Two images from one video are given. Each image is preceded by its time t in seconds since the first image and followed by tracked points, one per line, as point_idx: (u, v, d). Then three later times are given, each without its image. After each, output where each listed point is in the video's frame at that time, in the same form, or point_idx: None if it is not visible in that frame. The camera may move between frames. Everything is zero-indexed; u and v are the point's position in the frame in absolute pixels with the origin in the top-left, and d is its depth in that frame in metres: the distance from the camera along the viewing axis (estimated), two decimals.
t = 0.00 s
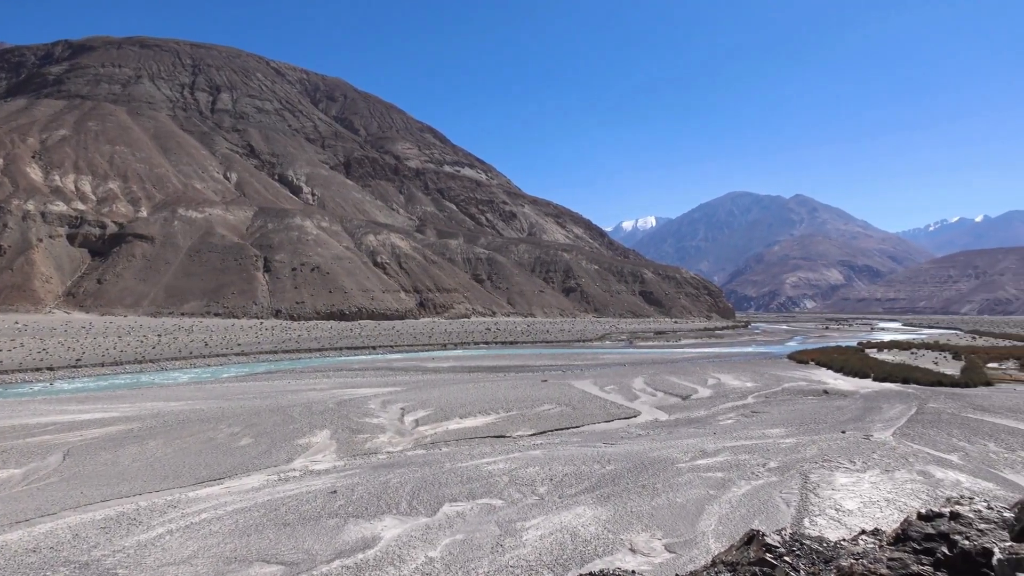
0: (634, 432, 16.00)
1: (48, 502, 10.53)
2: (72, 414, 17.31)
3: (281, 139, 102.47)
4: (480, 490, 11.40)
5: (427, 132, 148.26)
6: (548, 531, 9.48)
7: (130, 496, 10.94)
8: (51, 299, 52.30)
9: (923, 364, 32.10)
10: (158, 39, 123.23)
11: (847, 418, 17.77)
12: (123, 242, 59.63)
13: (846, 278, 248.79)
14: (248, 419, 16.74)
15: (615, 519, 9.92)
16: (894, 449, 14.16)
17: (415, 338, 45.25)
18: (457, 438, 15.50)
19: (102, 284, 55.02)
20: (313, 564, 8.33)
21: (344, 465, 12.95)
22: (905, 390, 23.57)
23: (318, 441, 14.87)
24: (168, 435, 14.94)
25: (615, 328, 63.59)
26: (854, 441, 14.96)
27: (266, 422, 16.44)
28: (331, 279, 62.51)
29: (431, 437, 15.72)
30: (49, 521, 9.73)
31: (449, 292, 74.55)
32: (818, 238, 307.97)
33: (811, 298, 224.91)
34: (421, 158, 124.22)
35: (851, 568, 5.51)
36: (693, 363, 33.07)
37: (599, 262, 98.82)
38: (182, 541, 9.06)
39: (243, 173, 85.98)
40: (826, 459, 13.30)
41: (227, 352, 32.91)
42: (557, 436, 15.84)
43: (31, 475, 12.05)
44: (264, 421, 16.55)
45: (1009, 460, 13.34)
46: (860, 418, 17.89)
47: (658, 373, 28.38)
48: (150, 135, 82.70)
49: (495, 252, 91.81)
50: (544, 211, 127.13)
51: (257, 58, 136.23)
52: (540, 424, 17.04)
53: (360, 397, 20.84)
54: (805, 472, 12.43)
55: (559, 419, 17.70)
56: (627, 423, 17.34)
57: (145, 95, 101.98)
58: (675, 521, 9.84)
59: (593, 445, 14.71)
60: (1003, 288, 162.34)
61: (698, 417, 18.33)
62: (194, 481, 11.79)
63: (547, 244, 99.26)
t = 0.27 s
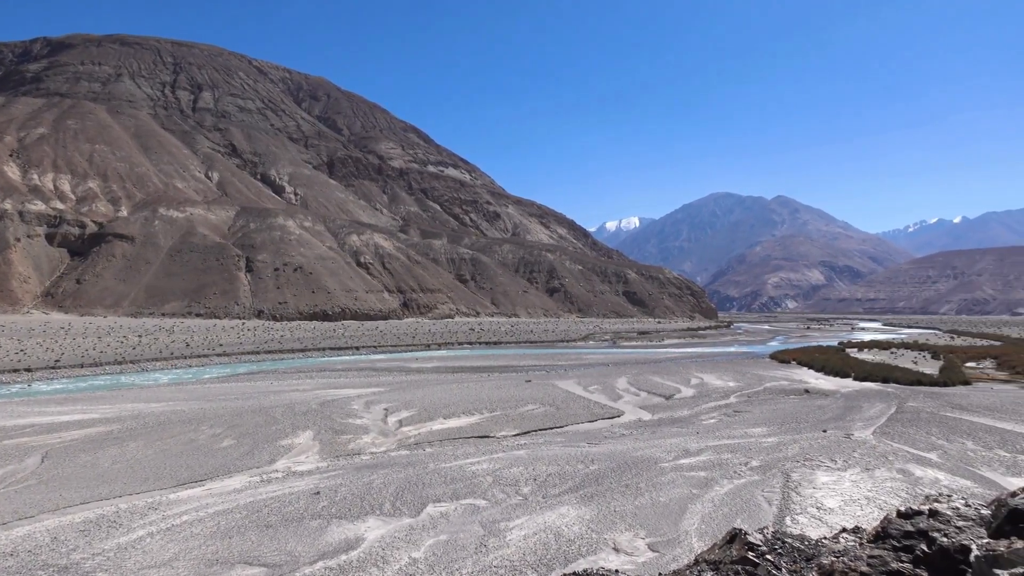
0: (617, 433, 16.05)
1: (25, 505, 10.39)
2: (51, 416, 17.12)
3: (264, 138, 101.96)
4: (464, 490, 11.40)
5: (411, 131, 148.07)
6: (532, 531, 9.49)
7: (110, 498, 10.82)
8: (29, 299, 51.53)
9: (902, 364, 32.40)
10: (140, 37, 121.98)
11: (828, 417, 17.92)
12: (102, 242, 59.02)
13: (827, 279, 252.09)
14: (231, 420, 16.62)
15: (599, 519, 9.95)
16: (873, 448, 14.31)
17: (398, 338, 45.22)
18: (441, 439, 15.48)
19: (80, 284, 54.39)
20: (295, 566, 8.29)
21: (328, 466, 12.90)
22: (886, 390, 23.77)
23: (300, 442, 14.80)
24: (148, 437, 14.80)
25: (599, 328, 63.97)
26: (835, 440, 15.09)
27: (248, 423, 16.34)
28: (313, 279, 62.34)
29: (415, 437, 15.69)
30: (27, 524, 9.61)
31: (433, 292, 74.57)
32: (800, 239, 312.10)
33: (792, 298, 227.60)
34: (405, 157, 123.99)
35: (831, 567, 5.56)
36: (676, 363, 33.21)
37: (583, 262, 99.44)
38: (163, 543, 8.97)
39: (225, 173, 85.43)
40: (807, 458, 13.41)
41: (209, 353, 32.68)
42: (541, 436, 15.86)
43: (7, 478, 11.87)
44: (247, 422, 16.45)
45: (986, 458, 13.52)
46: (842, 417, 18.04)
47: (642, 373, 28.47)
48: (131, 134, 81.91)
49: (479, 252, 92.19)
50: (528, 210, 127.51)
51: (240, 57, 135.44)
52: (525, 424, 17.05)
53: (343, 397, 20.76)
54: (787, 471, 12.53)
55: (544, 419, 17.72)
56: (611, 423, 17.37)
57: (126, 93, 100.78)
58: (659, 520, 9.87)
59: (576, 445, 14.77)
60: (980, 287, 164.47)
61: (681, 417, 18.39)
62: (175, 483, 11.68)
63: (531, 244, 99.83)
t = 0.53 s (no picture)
0: (601, 433, 16.10)
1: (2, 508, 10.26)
2: (29, 418, 16.90)
3: (247, 137, 101.34)
4: (449, 490, 11.39)
5: (395, 130, 147.69)
6: (517, 531, 9.50)
7: (90, 500, 10.71)
8: (7, 299, 50.82)
9: (884, 364, 32.71)
10: (120, 35, 120.62)
11: (810, 417, 18.09)
12: (82, 242, 58.40)
13: (809, 279, 254.89)
14: (213, 421, 16.51)
15: (584, 519, 9.96)
16: (854, 446, 14.46)
17: (383, 338, 45.19)
18: (426, 439, 15.45)
19: (60, 284, 53.78)
20: (279, 568, 8.25)
21: (311, 467, 12.86)
22: (867, 389, 23.98)
23: (284, 443, 14.72)
24: (129, 439, 14.67)
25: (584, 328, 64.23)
26: (817, 439, 15.22)
27: (231, 424, 16.23)
28: (297, 279, 62.06)
29: (399, 438, 15.67)
30: (4, 528, 9.50)
31: (418, 292, 74.50)
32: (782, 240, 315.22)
33: (775, 298, 229.64)
34: (389, 157, 123.63)
35: (814, 564, 5.59)
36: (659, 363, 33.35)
37: (568, 262, 99.79)
38: (145, 546, 8.90)
39: (208, 172, 84.80)
40: (789, 457, 13.52)
41: (190, 354, 32.42)
42: (525, 436, 15.88)
43: None
44: (230, 424, 16.34)
45: (965, 456, 13.67)
46: (823, 416, 18.19)
47: (626, 373, 28.57)
48: (112, 132, 81.00)
49: (464, 252, 92.27)
50: (513, 210, 127.68)
51: (223, 55, 134.44)
52: (510, 424, 17.08)
53: (327, 398, 20.67)
54: (770, 470, 12.63)
55: (529, 419, 17.75)
56: (596, 423, 17.42)
57: (107, 91, 99.57)
58: (643, 520, 9.92)
59: (561, 445, 14.81)
60: (959, 287, 166.72)
61: (665, 417, 18.46)
62: (157, 485, 11.59)
63: (516, 244, 100.02)
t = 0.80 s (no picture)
0: (586, 432, 16.13)
1: None
2: (8, 419, 16.69)
3: (230, 136, 100.69)
4: (434, 491, 11.37)
5: (380, 130, 147.32)
6: (502, 531, 9.50)
7: (70, 503, 10.60)
8: None
9: (867, 363, 33.04)
10: (102, 32, 119.29)
11: (793, 416, 18.21)
12: (63, 241, 57.83)
13: (793, 279, 257.37)
14: (196, 422, 16.39)
15: (569, 519, 9.97)
16: (837, 445, 14.57)
17: (368, 338, 45.10)
18: (411, 439, 15.41)
19: (41, 284, 53.23)
20: (262, 570, 8.20)
21: (296, 468, 12.79)
22: (850, 388, 24.18)
23: (268, 444, 14.65)
24: (111, 440, 14.55)
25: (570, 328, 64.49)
26: (800, 438, 15.33)
27: (214, 425, 16.12)
28: (281, 279, 61.74)
29: (384, 438, 15.63)
30: None
31: (403, 293, 74.37)
32: (766, 241, 318.45)
33: (759, 298, 231.65)
34: (374, 157, 123.26)
35: (796, 562, 5.64)
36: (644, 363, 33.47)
37: (553, 263, 100.23)
38: (127, 548, 8.83)
39: (191, 171, 84.19)
40: (773, 456, 13.60)
41: (173, 354, 32.17)
42: (510, 436, 15.87)
43: None
44: (213, 425, 16.22)
45: (945, 454, 13.82)
46: (806, 416, 18.32)
47: (611, 373, 28.63)
48: (93, 131, 80.09)
49: (449, 252, 92.26)
50: (498, 211, 127.82)
51: (206, 54, 133.51)
52: (495, 425, 17.09)
53: (311, 398, 20.61)
54: (753, 469, 12.70)
55: (514, 419, 17.77)
56: (581, 423, 17.45)
57: (89, 89, 98.39)
58: (627, 519, 9.94)
59: (546, 445, 14.82)
60: (940, 287, 169.02)
61: (649, 416, 18.50)
62: (140, 487, 11.50)
63: (501, 244, 100.23)
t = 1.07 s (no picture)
0: (573, 432, 16.17)
1: None
2: None
3: (214, 135, 100.07)
4: (420, 492, 11.35)
5: (366, 130, 147.08)
6: (488, 531, 9.51)
7: (53, 505, 10.51)
8: None
9: (851, 363, 33.38)
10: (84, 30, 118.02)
11: (778, 415, 18.34)
12: (45, 241, 57.27)
13: (777, 279, 260.22)
14: (181, 423, 16.30)
15: (556, 519, 9.98)
16: (822, 445, 14.67)
17: (354, 338, 44.99)
18: (397, 440, 15.37)
19: (22, 284, 52.78)
20: (247, 572, 8.16)
21: (281, 469, 12.75)
22: (834, 388, 24.37)
23: (253, 445, 14.57)
24: (93, 442, 14.44)
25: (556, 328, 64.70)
26: (784, 437, 15.44)
27: (199, 426, 16.04)
28: (265, 279, 61.50)
29: (370, 439, 15.60)
30: None
31: (389, 292, 74.28)
32: (752, 242, 321.19)
33: (744, 298, 233.55)
34: (360, 156, 123.03)
35: (782, 560, 5.68)
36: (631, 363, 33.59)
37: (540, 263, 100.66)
38: (110, 551, 8.76)
39: (175, 170, 83.57)
40: (758, 455, 13.68)
41: (157, 355, 31.91)
42: (496, 437, 15.86)
43: None
44: (198, 426, 16.15)
45: (927, 453, 13.96)
46: (791, 415, 18.44)
47: (597, 373, 28.70)
48: (75, 129, 79.22)
49: (435, 252, 92.30)
50: (484, 211, 128.04)
51: (190, 53, 132.60)
52: (481, 425, 17.09)
53: (297, 399, 20.54)
54: (738, 468, 12.76)
55: (500, 420, 17.79)
56: (567, 423, 17.47)
57: (71, 87, 97.35)
58: (614, 519, 9.97)
59: (533, 445, 14.84)
60: (921, 287, 171.27)
61: (636, 417, 18.56)
62: (123, 489, 11.41)
63: (488, 245, 100.56)
